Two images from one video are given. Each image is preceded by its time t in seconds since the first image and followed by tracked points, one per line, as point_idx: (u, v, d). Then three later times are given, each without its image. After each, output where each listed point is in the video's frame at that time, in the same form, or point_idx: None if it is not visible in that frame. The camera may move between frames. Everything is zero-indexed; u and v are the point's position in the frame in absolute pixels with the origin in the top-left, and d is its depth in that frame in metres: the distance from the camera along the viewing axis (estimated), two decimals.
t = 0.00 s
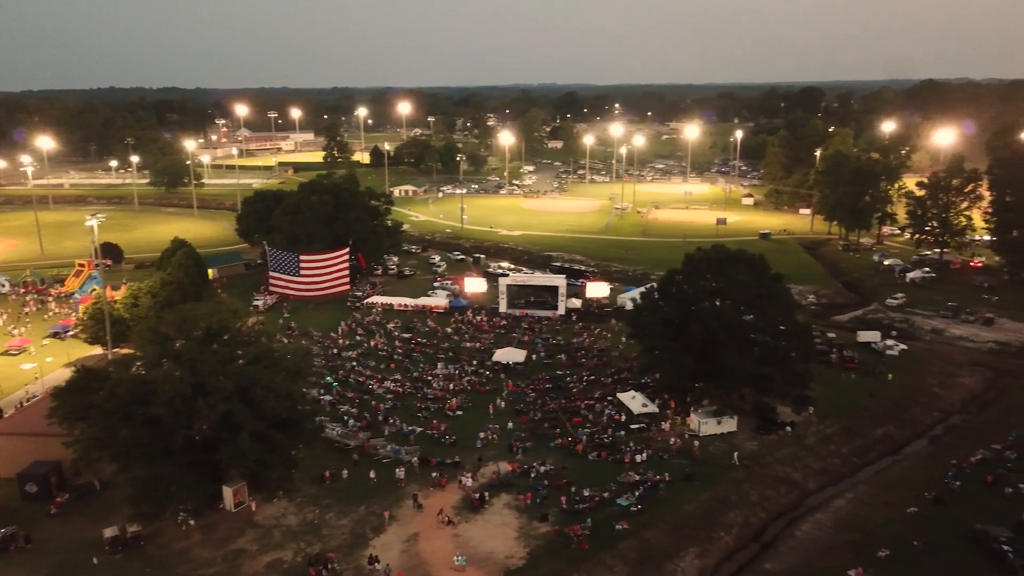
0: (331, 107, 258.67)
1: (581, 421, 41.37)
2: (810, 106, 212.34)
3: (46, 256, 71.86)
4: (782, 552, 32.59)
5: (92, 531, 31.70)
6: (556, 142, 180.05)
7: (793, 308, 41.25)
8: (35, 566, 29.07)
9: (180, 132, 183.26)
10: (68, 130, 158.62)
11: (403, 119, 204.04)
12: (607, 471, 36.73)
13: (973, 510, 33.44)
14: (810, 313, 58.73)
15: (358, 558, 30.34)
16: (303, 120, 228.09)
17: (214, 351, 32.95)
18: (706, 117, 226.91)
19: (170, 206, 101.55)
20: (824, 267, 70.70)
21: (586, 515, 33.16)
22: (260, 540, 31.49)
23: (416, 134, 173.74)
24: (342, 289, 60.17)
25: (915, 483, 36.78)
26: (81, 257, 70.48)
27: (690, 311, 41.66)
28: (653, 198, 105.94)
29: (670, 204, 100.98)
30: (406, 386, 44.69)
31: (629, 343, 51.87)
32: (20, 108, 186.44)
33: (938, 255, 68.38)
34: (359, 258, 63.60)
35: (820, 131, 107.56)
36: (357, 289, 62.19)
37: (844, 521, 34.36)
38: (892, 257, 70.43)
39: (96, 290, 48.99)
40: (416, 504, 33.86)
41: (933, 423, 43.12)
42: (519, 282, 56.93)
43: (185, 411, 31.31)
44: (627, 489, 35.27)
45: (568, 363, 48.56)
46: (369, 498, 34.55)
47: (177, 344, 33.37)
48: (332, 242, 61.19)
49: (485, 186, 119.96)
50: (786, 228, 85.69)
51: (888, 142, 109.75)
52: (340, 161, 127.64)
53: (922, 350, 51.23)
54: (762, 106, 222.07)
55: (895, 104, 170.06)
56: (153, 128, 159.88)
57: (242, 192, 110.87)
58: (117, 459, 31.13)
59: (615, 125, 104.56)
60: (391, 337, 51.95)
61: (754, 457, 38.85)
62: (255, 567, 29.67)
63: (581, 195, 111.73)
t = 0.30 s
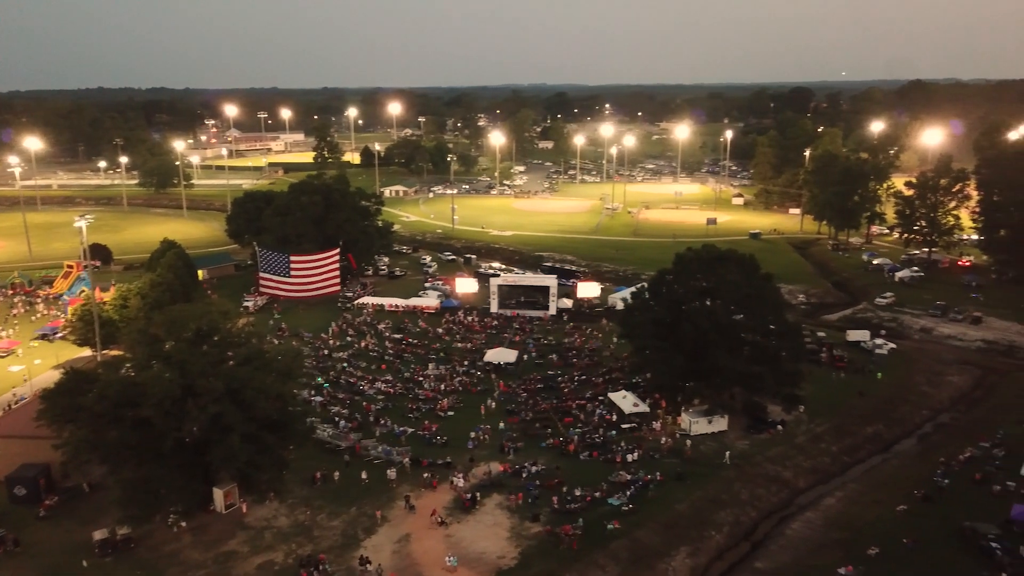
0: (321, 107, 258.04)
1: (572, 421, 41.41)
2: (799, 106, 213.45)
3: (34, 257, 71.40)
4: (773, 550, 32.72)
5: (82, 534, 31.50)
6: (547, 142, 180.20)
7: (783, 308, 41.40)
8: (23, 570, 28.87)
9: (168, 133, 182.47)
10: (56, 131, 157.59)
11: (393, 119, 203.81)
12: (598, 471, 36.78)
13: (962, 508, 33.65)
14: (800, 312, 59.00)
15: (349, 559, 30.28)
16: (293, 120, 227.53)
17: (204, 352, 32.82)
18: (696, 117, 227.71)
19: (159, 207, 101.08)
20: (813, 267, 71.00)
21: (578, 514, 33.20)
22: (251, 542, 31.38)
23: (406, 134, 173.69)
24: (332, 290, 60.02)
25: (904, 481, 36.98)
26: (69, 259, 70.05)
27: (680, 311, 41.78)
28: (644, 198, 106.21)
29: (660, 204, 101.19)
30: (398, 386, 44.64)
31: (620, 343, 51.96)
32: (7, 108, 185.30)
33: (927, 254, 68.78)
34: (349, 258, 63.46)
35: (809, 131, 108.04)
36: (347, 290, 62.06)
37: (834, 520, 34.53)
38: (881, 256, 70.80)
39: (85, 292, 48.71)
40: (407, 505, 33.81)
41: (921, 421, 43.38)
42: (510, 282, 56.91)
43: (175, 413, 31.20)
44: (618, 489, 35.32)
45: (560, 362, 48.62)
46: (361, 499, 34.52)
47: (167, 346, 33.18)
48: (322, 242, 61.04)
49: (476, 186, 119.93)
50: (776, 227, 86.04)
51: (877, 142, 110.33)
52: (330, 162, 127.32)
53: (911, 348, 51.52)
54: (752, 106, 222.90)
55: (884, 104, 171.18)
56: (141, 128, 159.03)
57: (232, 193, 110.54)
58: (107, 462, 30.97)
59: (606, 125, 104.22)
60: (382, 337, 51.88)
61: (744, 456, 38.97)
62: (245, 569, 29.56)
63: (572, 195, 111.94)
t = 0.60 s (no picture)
0: (308, 107, 257.13)
1: (561, 421, 41.46)
2: (786, 106, 214.62)
3: (19, 259, 70.82)
4: (762, 549, 32.86)
5: (68, 538, 31.28)
6: (535, 142, 180.42)
7: (770, 307, 41.60)
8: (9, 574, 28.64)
9: (154, 133, 181.31)
10: (41, 132, 156.23)
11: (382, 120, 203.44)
12: (588, 471, 36.84)
13: (948, 505, 33.92)
14: (787, 312, 59.32)
15: (339, 561, 30.22)
16: (280, 121, 226.72)
17: (192, 354, 32.65)
18: (683, 117, 228.64)
19: (145, 208, 100.50)
20: (801, 266, 71.37)
21: (567, 514, 33.26)
22: (240, 544, 31.26)
23: (394, 135, 173.37)
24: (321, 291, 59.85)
25: (891, 479, 37.24)
26: (54, 260, 69.53)
27: (669, 311, 41.90)
28: (632, 198, 106.55)
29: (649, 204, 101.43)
30: (387, 387, 44.57)
31: (608, 343, 52.08)
32: None
33: (913, 253, 69.27)
34: (338, 259, 63.31)
35: (796, 131, 108.62)
36: (336, 291, 61.91)
37: (822, 518, 34.72)
38: (868, 255, 71.27)
39: (71, 294, 48.39)
40: (397, 506, 33.76)
41: (908, 419, 43.69)
42: (499, 282, 56.93)
43: (162, 415, 31.04)
44: (608, 488, 35.38)
45: (549, 363, 48.69)
46: (350, 500, 34.45)
47: (154, 348, 32.97)
48: (310, 243, 60.86)
49: (464, 187, 119.83)
50: (764, 227, 86.46)
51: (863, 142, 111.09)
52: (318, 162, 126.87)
53: (897, 347, 51.89)
54: (739, 107, 223.94)
55: (870, 104, 172.48)
56: (127, 129, 157.94)
57: (219, 194, 110.03)
58: (94, 464, 30.78)
59: (593, 126, 103.28)
60: (371, 338, 51.78)
61: (733, 455, 39.14)
62: (234, 571, 29.44)
63: (560, 196, 112.13)
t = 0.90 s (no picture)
0: (298, 108, 256.37)
1: (553, 421, 41.49)
2: (775, 107, 215.57)
3: (6, 261, 70.34)
4: (752, 547, 32.97)
5: (57, 540, 31.08)
6: (525, 142, 180.44)
7: (760, 307, 41.72)
8: None
9: (142, 134, 180.32)
10: (28, 132, 155.13)
11: (372, 120, 203.01)
12: (579, 470, 36.90)
13: (937, 502, 34.13)
14: (777, 311, 59.55)
15: (330, 562, 30.15)
16: (269, 121, 225.88)
17: (182, 356, 32.50)
18: (673, 117, 229.32)
19: (134, 209, 99.97)
20: (791, 266, 71.66)
21: (559, 514, 33.28)
22: (230, 546, 31.15)
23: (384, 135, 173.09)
24: (311, 292, 59.68)
25: (881, 477, 37.41)
26: (42, 262, 69.09)
27: (659, 311, 42.00)
28: (623, 198, 106.79)
29: (639, 204, 101.60)
30: (377, 388, 44.49)
31: (599, 342, 52.15)
32: None
33: (902, 253, 69.67)
34: (328, 260, 63.18)
35: (785, 131, 109.08)
36: (326, 291, 61.77)
37: (812, 516, 34.87)
38: (857, 255, 71.65)
39: (59, 295, 48.08)
40: (388, 507, 33.71)
41: (897, 418, 43.93)
42: (490, 283, 56.92)
43: (152, 417, 30.91)
44: (599, 488, 35.42)
45: (540, 363, 48.73)
46: (341, 501, 34.40)
47: (143, 349, 32.78)
48: (300, 244, 60.72)
49: (454, 187, 119.71)
50: (754, 227, 86.75)
51: (851, 142, 111.71)
52: (308, 163, 126.49)
53: (886, 346, 52.17)
54: (729, 107, 224.68)
55: (858, 104, 173.46)
56: (115, 129, 156.92)
57: (209, 195, 109.55)
58: (83, 467, 30.63)
59: (584, 127, 103.75)
60: (361, 339, 51.65)
61: (723, 455, 39.26)
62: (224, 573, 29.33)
63: (551, 196, 112.28)
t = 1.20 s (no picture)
0: (286, 108, 255.45)
1: (542, 421, 41.54)
2: (763, 107, 216.54)
3: None
4: (741, 546, 33.10)
5: (45, 544, 30.87)
6: (514, 142, 180.51)
7: (748, 306, 41.89)
8: None
9: (129, 134, 179.12)
10: (12, 133, 153.80)
11: (360, 120, 202.59)
12: (569, 470, 36.95)
13: (923, 500, 34.37)
14: (766, 310, 59.80)
15: (320, 564, 30.08)
16: (257, 122, 225.00)
17: (170, 358, 32.32)
18: (661, 117, 229.97)
19: (121, 210, 99.38)
20: (779, 265, 71.99)
21: (548, 514, 33.33)
22: (219, 548, 31.02)
23: (372, 136, 172.75)
24: (299, 292, 59.54)
25: (869, 475, 37.63)
26: (27, 264, 68.56)
27: (648, 310, 42.11)
28: (612, 198, 107.02)
29: (628, 204, 101.80)
30: (367, 389, 44.41)
31: (589, 342, 52.25)
32: None
33: (888, 252, 70.12)
34: (317, 261, 63.00)
35: (773, 132, 109.60)
36: (315, 292, 61.60)
37: (800, 514, 35.05)
38: (845, 254, 72.07)
39: (45, 297, 47.78)
40: (378, 508, 33.67)
41: (884, 416, 44.22)
42: (479, 283, 56.92)
43: (140, 419, 30.75)
44: (589, 487, 35.49)
45: (529, 363, 48.78)
46: (331, 502, 34.32)
47: (131, 351, 32.59)
48: (289, 245, 60.54)
49: (443, 187, 119.64)
50: (742, 227, 87.11)
51: (838, 142, 112.39)
52: (297, 163, 125.97)
53: (873, 344, 52.52)
54: (717, 107, 225.44)
55: (844, 104, 174.62)
56: (101, 129, 155.86)
57: (196, 195, 109.05)
58: (70, 469, 30.46)
59: (572, 128, 103.89)
60: (350, 340, 51.54)
61: (712, 454, 39.41)
62: None
63: (540, 196, 112.48)
